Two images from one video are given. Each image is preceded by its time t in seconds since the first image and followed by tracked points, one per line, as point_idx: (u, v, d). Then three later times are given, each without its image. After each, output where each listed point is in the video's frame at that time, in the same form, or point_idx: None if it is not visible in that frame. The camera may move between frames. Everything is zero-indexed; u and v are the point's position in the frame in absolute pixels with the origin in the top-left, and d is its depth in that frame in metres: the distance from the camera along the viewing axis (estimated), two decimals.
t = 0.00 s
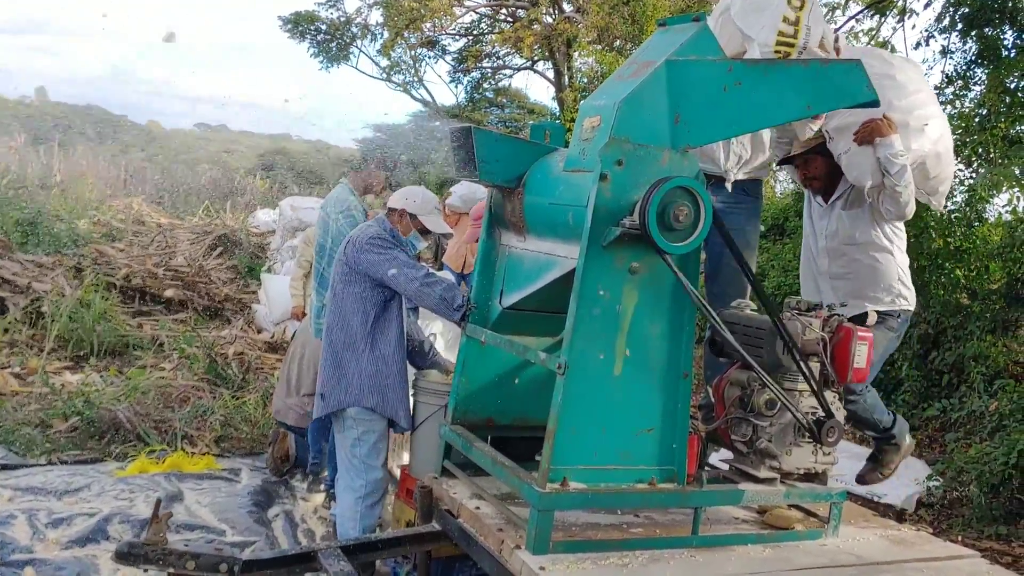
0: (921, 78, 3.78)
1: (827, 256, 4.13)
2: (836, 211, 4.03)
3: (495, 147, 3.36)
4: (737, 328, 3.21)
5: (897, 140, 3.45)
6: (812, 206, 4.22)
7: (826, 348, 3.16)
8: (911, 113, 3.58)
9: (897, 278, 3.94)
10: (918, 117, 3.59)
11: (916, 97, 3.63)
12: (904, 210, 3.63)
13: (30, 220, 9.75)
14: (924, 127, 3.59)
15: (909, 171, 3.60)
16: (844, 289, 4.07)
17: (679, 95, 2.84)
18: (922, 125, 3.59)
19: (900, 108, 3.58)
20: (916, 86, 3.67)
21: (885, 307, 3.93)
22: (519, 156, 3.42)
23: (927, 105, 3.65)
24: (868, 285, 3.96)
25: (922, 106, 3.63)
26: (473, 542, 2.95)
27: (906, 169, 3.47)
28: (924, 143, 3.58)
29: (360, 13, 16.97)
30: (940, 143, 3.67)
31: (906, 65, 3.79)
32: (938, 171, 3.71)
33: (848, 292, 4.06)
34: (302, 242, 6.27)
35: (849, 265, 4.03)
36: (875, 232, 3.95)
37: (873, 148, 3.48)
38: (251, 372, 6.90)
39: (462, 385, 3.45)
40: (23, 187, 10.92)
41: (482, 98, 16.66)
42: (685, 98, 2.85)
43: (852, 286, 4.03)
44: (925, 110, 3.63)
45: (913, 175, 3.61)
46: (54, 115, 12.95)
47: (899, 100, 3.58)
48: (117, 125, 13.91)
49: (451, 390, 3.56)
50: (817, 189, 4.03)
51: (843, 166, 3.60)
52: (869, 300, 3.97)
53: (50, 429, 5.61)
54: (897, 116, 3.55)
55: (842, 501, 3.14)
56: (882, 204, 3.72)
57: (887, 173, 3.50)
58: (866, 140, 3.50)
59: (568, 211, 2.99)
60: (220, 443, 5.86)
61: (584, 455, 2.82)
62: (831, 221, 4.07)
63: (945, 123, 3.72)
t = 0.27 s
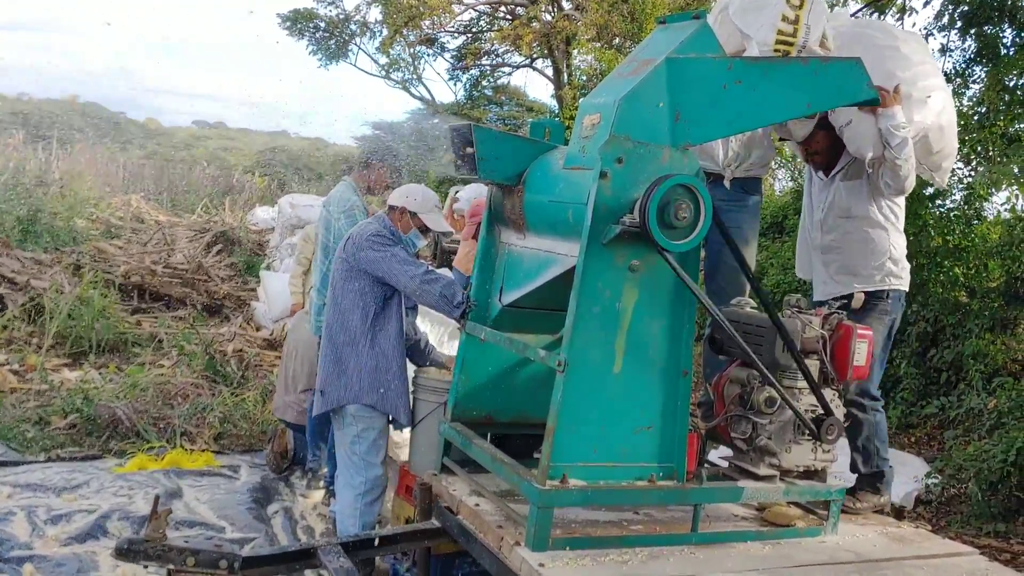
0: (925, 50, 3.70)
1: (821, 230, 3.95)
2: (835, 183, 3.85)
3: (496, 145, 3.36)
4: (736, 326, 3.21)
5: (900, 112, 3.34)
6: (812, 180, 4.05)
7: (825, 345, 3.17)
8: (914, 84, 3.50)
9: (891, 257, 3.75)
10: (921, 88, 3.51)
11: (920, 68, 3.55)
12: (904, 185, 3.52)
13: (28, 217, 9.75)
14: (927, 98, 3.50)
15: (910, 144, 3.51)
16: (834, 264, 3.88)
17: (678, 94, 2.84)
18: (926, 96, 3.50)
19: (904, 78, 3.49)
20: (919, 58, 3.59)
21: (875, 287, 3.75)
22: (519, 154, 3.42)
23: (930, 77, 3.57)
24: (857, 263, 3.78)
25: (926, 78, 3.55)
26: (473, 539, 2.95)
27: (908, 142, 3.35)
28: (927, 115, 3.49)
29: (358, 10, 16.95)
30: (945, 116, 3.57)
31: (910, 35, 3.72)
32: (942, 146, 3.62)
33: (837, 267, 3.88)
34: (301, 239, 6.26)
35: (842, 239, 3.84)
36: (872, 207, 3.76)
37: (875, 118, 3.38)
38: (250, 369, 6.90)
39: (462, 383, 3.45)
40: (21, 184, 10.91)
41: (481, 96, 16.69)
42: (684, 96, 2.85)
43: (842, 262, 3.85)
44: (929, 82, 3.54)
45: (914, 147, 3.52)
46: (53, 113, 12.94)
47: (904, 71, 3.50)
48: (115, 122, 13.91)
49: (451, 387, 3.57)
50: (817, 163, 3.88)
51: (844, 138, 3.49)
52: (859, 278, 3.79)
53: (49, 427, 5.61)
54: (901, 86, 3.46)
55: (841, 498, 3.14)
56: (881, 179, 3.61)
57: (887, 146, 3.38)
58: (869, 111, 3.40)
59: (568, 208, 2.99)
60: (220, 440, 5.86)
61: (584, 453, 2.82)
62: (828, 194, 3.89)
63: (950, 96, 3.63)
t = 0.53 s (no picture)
0: (935, 40, 3.71)
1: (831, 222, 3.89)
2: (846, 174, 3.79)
3: (498, 142, 3.35)
4: (738, 324, 3.20)
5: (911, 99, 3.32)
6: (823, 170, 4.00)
7: (826, 343, 3.17)
8: (924, 72, 3.49)
9: (899, 250, 3.70)
10: (932, 76, 3.50)
11: (929, 56, 3.55)
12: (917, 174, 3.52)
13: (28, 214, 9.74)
14: (938, 85, 3.50)
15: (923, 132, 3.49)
16: (840, 254, 3.80)
17: (679, 91, 2.84)
18: (937, 83, 3.50)
19: (913, 67, 3.49)
20: (928, 46, 3.60)
21: (882, 279, 3.68)
22: (521, 151, 3.41)
23: (941, 64, 3.57)
24: (864, 254, 3.71)
25: (936, 65, 3.55)
26: (473, 536, 2.95)
27: (919, 129, 3.33)
28: (938, 102, 3.48)
29: (358, 6, 16.91)
30: (956, 104, 3.56)
31: (919, 26, 3.73)
32: (954, 133, 3.61)
33: (843, 258, 3.78)
34: (301, 237, 6.25)
35: (851, 230, 3.78)
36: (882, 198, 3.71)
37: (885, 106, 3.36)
38: (251, 366, 6.89)
39: (462, 380, 3.45)
40: (21, 180, 10.90)
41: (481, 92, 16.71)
42: (685, 93, 2.85)
43: (849, 253, 3.76)
44: (939, 69, 3.54)
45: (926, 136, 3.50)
46: (52, 109, 12.93)
47: (913, 60, 3.50)
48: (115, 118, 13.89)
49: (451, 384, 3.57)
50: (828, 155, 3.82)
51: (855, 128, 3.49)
52: (866, 272, 3.71)
53: (49, 424, 5.61)
54: (913, 74, 3.48)
55: (841, 496, 3.14)
56: (893, 169, 3.60)
57: (898, 135, 3.37)
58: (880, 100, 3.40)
59: (569, 205, 2.98)
60: (220, 437, 5.86)
61: (584, 450, 2.82)
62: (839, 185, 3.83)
63: (962, 83, 3.62)
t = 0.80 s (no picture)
0: (948, 36, 3.71)
1: (842, 221, 3.87)
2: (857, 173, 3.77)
3: (498, 141, 3.34)
4: (739, 323, 3.21)
5: (922, 95, 3.36)
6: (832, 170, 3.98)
7: (828, 342, 3.16)
8: (937, 68, 3.51)
9: (911, 249, 3.69)
10: (944, 73, 3.52)
11: (942, 53, 3.56)
12: (929, 173, 3.51)
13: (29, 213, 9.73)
14: (950, 82, 3.52)
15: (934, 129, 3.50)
16: (852, 254, 3.79)
17: (679, 89, 2.83)
18: (949, 80, 3.52)
19: (926, 63, 3.51)
20: (941, 42, 3.61)
21: (894, 280, 3.66)
22: (523, 150, 3.40)
23: (953, 61, 3.58)
24: (877, 254, 3.69)
25: (948, 63, 3.57)
26: (474, 535, 2.95)
27: (931, 126, 3.35)
28: (950, 99, 3.49)
29: (359, 5, 16.90)
30: (969, 101, 3.57)
31: (932, 22, 3.73)
32: (967, 131, 3.61)
33: (855, 258, 3.78)
34: (302, 236, 6.24)
35: (863, 229, 3.77)
36: (893, 197, 3.69)
37: (896, 103, 3.39)
38: (251, 365, 6.89)
39: (462, 379, 3.44)
40: (21, 179, 10.88)
41: (481, 92, 16.77)
42: (687, 92, 2.84)
43: (860, 253, 3.75)
44: (951, 66, 3.56)
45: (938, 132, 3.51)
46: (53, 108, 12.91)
47: (925, 56, 3.51)
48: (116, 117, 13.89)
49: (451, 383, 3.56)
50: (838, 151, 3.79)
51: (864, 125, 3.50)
52: (878, 271, 3.69)
53: (49, 422, 5.61)
54: (925, 70, 3.49)
55: (843, 495, 3.14)
56: (904, 167, 3.59)
57: (910, 131, 3.39)
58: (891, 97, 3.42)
59: (569, 203, 2.97)
60: (220, 436, 5.85)
61: (585, 449, 2.81)
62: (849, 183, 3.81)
63: (974, 80, 3.64)
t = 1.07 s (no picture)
0: (956, 35, 3.71)
1: (844, 218, 3.85)
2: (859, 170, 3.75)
3: (499, 138, 3.33)
4: (742, 321, 3.20)
5: (929, 95, 3.36)
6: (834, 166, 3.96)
7: (830, 341, 3.15)
8: (944, 67, 3.51)
9: (913, 248, 3.68)
10: (952, 72, 3.52)
11: (949, 52, 3.56)
12: (933, 172, 3.51)
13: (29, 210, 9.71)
14: (957, 81, 3.52)
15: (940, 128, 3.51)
16: (854, 252, 3.77)
17: (682, 87, 2.83)
18: (956, 80, 3.52)
19: (934, 61, 3.50)
20: (948, 41, 3.61)
21: (896, 279, 3.65)
22: (524, 148, 3.39)
23: (960, 61, 3.58)
24: (879, 252, 3.68)
25: (955, 62, 3.56)
26: (475, 534, 2.94)
27: (937, 125, 3.36)
28: (957, 99, 3.50)
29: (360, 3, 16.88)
30: (975, 101, 3.57)
31: (939, 19, 3.72)
32: (971, 131, 3.62)
33: (857, 256, 3.76)
34: (303, 234, 6.23)
35: (864, 227, 3.75)
36: (897, 195, 3.68)
37: (903, 101, 3.39)
38: (252, 363, 6.88)
39: (464, 377, 3.43)
40: (22, 177, 10.88)
41: (482, 90, 16.80)
42: (688, 90, 2.83)
43: (862, 252, 3.74)
44: (959, 66, 3.56)
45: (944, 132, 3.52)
46: (53, 105, 12.90)
47: (932, 54, 3.51)
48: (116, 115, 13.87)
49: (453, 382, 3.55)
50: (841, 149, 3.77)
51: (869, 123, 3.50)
52: (879, 269, 3.67)
53: (50, 421, 5.60)
54: (932, 69, 3.49)
55: (845, 495, 3.13)
56: (909, 166, 3.58)
57: (916, 130, 3.39)
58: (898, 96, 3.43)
59: (571, 202, 2.96)
60: (221, 434, 5.84)
61: (586, 448, 2.80)
62: (851, 181, 3.80)
63: (980, 81, 3.64)
